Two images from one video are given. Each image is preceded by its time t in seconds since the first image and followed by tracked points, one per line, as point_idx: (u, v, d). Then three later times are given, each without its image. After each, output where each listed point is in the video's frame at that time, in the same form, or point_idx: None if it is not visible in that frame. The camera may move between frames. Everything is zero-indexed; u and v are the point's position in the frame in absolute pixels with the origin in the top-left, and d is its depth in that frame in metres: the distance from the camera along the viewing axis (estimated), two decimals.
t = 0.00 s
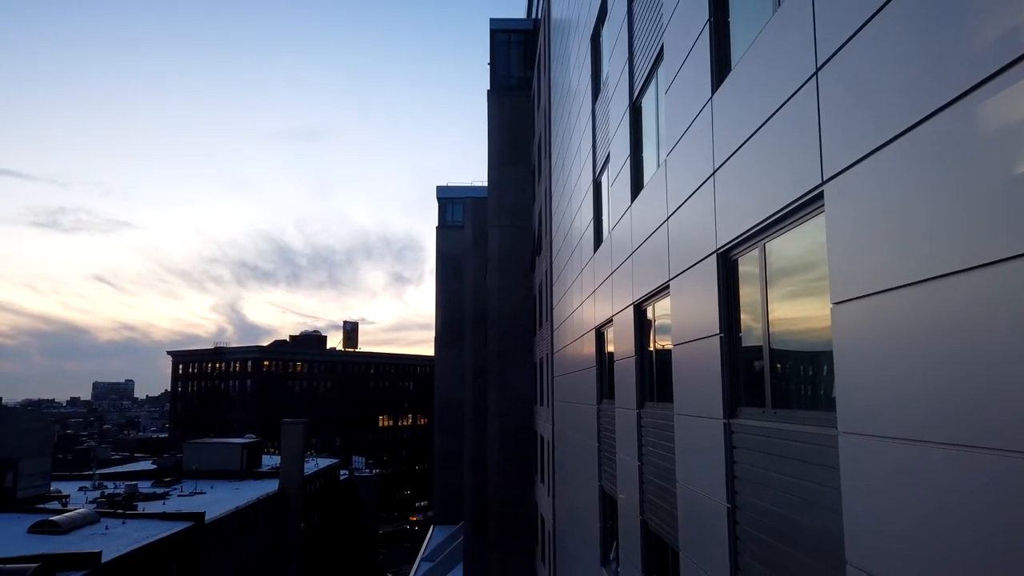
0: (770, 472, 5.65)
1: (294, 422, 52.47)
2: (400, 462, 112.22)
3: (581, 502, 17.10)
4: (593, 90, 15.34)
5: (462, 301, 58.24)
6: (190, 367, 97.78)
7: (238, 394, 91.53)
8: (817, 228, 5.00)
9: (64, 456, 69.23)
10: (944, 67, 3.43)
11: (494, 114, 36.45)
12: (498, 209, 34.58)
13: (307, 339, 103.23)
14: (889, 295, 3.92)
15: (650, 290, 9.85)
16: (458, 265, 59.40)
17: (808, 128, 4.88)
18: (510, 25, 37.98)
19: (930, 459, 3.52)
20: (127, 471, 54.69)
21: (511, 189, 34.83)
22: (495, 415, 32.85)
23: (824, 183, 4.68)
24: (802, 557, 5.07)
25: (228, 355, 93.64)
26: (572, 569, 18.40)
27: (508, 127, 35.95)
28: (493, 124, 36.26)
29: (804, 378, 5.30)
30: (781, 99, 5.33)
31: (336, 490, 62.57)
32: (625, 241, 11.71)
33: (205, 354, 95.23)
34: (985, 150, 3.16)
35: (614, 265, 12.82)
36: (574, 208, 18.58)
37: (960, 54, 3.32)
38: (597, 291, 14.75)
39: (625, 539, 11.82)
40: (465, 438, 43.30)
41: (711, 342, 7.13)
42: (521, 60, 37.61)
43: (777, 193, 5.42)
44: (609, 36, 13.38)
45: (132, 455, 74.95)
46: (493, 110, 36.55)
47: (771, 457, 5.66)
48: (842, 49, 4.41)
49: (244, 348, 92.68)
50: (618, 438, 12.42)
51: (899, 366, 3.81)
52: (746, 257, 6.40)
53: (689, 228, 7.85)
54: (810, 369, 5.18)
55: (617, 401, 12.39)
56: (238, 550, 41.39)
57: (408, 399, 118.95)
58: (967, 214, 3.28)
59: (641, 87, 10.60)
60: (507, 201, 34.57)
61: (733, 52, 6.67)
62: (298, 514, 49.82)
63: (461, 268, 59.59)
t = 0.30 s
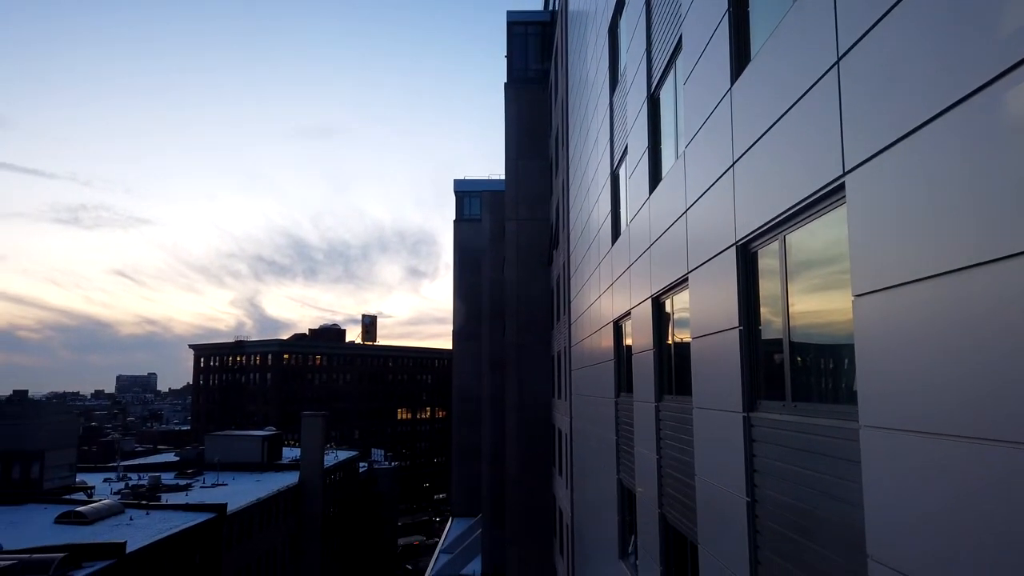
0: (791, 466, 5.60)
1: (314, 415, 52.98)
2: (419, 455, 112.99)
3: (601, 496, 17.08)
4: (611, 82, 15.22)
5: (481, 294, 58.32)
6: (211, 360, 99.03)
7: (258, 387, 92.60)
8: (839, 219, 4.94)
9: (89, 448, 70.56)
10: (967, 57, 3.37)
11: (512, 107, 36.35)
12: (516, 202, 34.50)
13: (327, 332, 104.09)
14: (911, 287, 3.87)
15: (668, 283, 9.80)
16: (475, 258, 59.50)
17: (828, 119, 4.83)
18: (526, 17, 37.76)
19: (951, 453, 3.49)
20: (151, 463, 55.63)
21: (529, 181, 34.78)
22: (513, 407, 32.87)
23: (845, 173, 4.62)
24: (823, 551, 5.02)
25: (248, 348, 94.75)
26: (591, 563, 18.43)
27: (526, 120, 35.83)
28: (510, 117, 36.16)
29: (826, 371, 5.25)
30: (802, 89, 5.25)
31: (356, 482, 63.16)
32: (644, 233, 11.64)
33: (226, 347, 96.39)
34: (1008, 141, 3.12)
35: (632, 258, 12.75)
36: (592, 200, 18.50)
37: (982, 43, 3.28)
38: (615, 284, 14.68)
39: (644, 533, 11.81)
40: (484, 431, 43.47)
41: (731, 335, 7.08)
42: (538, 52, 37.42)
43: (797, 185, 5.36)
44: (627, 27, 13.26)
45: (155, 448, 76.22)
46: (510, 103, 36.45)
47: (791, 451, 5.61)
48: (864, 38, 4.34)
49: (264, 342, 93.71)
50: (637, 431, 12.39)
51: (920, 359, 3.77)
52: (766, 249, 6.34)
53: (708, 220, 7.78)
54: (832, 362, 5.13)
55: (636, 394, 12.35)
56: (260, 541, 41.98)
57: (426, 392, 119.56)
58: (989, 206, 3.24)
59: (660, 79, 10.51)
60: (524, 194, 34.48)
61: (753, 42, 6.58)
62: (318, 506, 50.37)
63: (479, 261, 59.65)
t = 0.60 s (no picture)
0: (813, 460, 5.55)
1: (334, 408, 53.49)
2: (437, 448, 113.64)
3: (619, 490, 17.03)
4: (630, 73, 15.13)
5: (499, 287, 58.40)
6: (232, 353, 100.25)
7: (279, 380, 93.67)
8: (863, 210, 4.86)
9: (114, 440, 71.92)
10: (992, 46, 3.31)
11: (529, 100, 36.26)
12: (534, 195, 34.41)
13: (346, 326, 104.92)
14: (934, 279, 3.82)
15: (687, 276, 9.75)
16: (493, 252, 59.55)
17: (850, 110, 4.77)
18: (544, 9, 37.64)
19: (975, 445, 3.45)
20: (174, 454, 56.59)
21: (546, 174, 34.70)
22: (531, 400, 32.82)
23: (869, 164, 4.54)
24: (845, 546, 4.98)
25: (269, 342, 95.79)
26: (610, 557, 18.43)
27: (544, 113, 35.72)
28: (528, 109, 36.07)
29: (847, 366, 5.19)
30: (824, 79, 5.18)
31: (376, 475, 63.71)
32: (663, 226, 11.55)
33: (247, 341, 97.55)
34: None
35: (651, 251, 12.67)
36: (610, 193, 18.43)
37: (1006, 32, 3.23)
38: (634, 276, 14.58)
39: (664, 527, 11.78)
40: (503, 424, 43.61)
41: (751, 328, 7.02)
42: (556, 45, 37.30)
43: (818, 177, 5.31)
44: (646, 18, 13.15)
45: (178, 439, 77.42)
46: (528, 96, 36.36)
47: (812, 444, 5.57)
48: (888, 27, 4.26)
49: (284, 335, 94.75)
50: (656, 424, 12.34)
51: (942, 354, 3.74)
52: (788, 241, 6.27)
53: (728, 213, 7.71)
54: (853, 356, 5.09)
55: (655, 387, 12.30)
56: (281, 532, 42.58)
57: (444, 385, 120.09)
58: (1013, 202, 3.19)
59: (679, 70, 10.42)
60: (542, 187, 34.40)
61: (774, 33, 6.50)
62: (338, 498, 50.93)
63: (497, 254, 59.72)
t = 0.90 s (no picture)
0: (832, 454, 5.51)
1: (353, 401, 53.90)
2: (455, 440, 114.29)
3: (636, 484, 17.01)
4: (648, 65, 15.00)
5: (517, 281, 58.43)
6: (252, 347, 101.32)
7: (298, 373, 94.59)
8: (885, 201, 4.80)
9: (137, 431, 73.06)
10: (1018, 33, 3.26)
11: (546, 92, 36.09)
12: (551, 188, 34.30)
13: (364, 319, 105.57)
14: (955, 273, 3.78)
15: (706, 269, 9.67)
16: (510, 245, 59.47)
17: (872, 102, 4.70)
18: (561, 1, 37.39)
19: (995, 439, 3.43)
20: (196, 446, 57.42)
21: (563, 167, 34.58)
22: (549, 393, 32.82)
23: (890, 156, 4.48)
24: (864, 541, 4.95)
25: (288, 335, 96.66)
26: (627, 550, 18.47)
27: (560, 105, 35.56)
28: (545, 102, 35.91)
29: (868, 359, 5.14)
30: (846, 69, 5.10)
31: (394, 467, 64.24)
32: (681, 219, 11.48)
33: (266, 334, 98.54)
34: None
35: (669, 244, 12.60)
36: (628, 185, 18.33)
37: None
38: (651, 270, 14.52)
39: (681, 520, 11.78)
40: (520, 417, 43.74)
41: (770, 321, 6.98)
42: (573, 37, 37.10)
43: (839, 168, 5.23)
44: (664, 8, 13.03)
45: (199, 431, 78.52)
46: (544, 89, 36.19)
47: (832, 438, 5.53)
48: (911, 16, 4.19)
49: (303, 329, 95.56)
50: (673, 418, 12.32)
51: (964, 349, 3.69)
52: (808, 233, 6.21)
53: (747, 206, 7.64)
54: (874, 349, 5.04)
55: (672, 381, 12.27)
56: (301, 523, 43.11)
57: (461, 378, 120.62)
58: None
59: (698, 61, 10.32)
60: (559, 180, 34.29)
61: (794, 22, 6.41)
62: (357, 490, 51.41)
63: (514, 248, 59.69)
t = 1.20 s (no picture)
0: (853, 447, 5.48)
1: (372, 394, 54.29)
2: (473, 434, 114.88)
3: (655, 476, 17.01)
4: (666, 56, 14.90)
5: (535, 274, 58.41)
6: (272, 340, 102.36)
7: (318, 366, 95.45)
8: (909, 192, 4.74)
9: (160, 423, 74.25)
10: None
11: (563, 84, 35.95)
12: (569, 181, 34.23)
13: (382, 312, 106.17)
14: (979, 265, 3.74)
15: (725, 262, 9.61)
16: (528, 239, 59.41)
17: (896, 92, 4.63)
18: None
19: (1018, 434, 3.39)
20: (217, 438, 58.23)
21: (581, 159, 34.45)
22: (567, 386, 32.85)
23: (913, 147, 4.43)
24: (886, 535, 4.92)
25: (308, 328, 97.52)
26: (645, 542, 18.52)
27: (578, 97, 35.42)
28: (562, 94, 35.78)
29: (890, 352, 5.09)
30: (868, 59, 5.03)
31: (413, 459, 64.73)
32: (700, 212, 11.41)
33: (287, 327, 99.50)
34: None
35: (688, 237, 12.54)
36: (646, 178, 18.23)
37: None
38: (670, 263, 14.47)
39: (699, 513, 11.78)
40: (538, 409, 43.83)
41: (790, 315, 6.93)
42: (591, 28, 36.91)
43: (862, 158, 5.17)
44: None
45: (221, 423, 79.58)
46: (562, 81, 36.06)
47: (854, 432, 5.49)
48: (935, 5, 4.13)
49: (323, 322, 96.34)
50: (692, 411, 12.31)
51: (987, 343, 3.65)
52: (829, 225, 6.15)
53: (767, 198, 7.58)
54: (896, 343, 4.99)
55: (691, 374, 12.23)
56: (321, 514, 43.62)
57: (479, 371, 121.15)
58: None
59: (717, 52, 10.24)
60: (577, 172, 34.20)
61: (816, 12, 6.33)
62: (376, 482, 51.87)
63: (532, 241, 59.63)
